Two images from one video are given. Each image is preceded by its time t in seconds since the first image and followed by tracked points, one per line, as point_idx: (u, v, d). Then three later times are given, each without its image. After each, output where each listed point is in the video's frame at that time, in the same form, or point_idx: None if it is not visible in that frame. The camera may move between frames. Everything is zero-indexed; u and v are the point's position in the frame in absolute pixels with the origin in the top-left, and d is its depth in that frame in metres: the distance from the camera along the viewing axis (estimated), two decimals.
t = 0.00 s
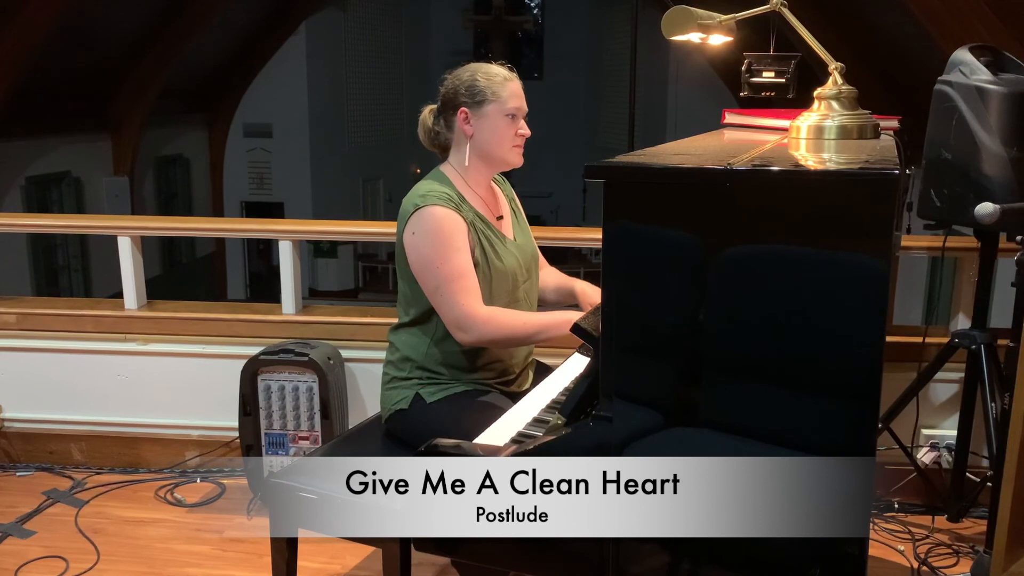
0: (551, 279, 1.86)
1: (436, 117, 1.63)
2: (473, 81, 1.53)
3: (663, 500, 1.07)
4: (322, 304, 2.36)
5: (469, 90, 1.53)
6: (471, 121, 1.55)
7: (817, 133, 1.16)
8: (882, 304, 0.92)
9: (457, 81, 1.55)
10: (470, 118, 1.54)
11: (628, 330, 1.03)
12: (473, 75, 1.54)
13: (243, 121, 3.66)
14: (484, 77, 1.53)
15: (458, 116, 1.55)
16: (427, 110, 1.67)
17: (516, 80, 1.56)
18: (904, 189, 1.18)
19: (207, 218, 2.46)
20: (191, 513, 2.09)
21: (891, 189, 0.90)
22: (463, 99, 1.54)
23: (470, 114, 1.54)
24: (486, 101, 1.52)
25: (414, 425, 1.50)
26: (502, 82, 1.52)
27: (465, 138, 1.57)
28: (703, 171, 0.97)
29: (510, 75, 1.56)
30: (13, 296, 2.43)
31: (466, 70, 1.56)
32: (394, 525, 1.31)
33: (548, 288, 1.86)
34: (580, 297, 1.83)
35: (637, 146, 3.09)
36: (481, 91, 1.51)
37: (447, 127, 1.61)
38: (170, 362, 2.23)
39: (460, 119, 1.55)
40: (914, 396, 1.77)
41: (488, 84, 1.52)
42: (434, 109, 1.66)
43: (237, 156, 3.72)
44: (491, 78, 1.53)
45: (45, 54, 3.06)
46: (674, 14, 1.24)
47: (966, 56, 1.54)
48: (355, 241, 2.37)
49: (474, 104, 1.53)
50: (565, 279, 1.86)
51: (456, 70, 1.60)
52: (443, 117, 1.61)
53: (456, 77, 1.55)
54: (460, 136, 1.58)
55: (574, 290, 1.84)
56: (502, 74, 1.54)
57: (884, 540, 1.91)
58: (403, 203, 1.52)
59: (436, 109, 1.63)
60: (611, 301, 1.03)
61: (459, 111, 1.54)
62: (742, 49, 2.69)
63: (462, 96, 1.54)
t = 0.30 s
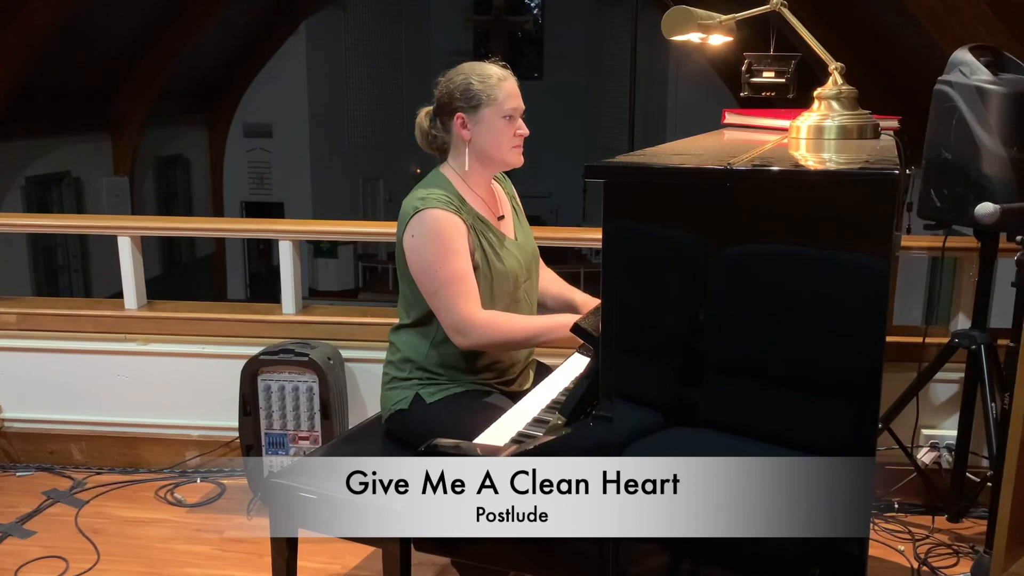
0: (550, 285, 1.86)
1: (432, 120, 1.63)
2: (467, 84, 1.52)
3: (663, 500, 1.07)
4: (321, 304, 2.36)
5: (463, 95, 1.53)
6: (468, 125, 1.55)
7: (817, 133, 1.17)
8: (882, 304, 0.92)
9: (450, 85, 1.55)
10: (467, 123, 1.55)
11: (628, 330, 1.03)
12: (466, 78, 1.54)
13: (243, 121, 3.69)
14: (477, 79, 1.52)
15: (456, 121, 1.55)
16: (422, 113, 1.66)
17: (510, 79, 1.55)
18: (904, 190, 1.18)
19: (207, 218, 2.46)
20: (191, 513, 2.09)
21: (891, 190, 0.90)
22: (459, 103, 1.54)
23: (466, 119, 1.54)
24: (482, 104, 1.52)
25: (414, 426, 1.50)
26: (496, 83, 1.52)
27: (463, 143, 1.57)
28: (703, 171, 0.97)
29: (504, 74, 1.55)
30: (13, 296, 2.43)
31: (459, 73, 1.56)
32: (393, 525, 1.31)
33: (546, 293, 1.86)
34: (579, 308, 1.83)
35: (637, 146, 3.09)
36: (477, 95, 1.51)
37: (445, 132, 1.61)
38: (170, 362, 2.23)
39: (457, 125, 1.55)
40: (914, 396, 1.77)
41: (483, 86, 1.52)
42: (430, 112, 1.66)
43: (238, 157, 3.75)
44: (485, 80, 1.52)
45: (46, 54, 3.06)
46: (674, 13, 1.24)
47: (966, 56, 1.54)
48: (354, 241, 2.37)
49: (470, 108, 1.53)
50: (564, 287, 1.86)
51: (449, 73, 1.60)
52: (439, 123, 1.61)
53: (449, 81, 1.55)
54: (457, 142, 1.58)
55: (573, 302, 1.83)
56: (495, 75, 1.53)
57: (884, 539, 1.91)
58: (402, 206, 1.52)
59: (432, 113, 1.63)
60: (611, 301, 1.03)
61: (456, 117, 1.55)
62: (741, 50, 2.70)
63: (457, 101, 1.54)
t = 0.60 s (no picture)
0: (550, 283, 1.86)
1: (433, 122, 1.63)
2: (469, 87, 1.52)
3: (663, 500, 1.07)
4: (321, 304, 2.36)
5: (465, 98, 1.52)
6: (470, 129, 1.55)
7: (817, 133, 1.17)
8: (882, 304, 0.92)
9: (451, 89, 1.55)
10: (470, 126, 1.55)
11: (628, 330, 1.03)
12: (467, 80, 1.53)
13: (243, 121, 3.71)
14: (478, 81, 1.52)
15: (459, 125, 1.55)
16: (422, 116, 1.66)
17: (511, 79, 1.55)
18: (904, 190, 1.18)
19: (207, 218, 2.46)
20: (191, 513, 2.09)
21: (891, 190, 0.90)
22: (462, 107, 1.54)
23: (469, 123, 1.54)
24: (484, 107, 1.52)
25: (415, 426, 1.50)
26: (497, 85, 1.52)
27: (467, 147, 1.57)
28: (703, 170, 0.97)
29: (505, 74, 1.54)
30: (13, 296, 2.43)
31: (459, 75, 1.55)
32: (394, 524, 1.31)
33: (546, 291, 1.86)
34: (577, 308, 1.83)
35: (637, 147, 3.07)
36: (479, 98, 1.51)
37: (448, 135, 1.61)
38: (170, 362, 2.23)
39: (460, 129, 1.56)
40: (914, 395, 1.76)
41: (485, 89, 1.51)
42: (430, 114, 1.65)
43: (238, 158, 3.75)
44: (486, 82, 1.52)
45: (46, 54, 3.06)
46: (674, 13, 1.24)
47: (966, 56, 1.54)
48: (354, 241, 2.37)
49: (472, 111, 1.53)
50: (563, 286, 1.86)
51: (449, 75, 1.59)
52: (441, 126, 1.61)
53: (450, 84, 1.55)
54: (461, 145, 1.58)
55: (571, 300, 1.84)
56: (496, 76, 1.53)
57: (884, 539, 1.91)
58: (405, 207, 1.52)
59: (433, 115, 1.62)
60: (611, 301, 1.03)
61: (458, 121, 1.55)
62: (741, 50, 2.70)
63: (458, 105, 1.54)
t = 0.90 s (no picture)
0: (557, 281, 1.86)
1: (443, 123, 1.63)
2: (481, 90, 1.52)
3: (663, 500, 1.07)
4: (321, 304, 2.36)
5: (476, 102, 1.53)
6: (482, 132, 1.55)
7: (817, 133, 1.17)
8: (882, 304, 0.92)
9: (462, 91, 1.54)
10: (481, 129, 1.55)
11: (628, 330, 1.03)
12: (479, 83, 1.53)
13: (243, 122, 3.58)
14: (489, 84, 1.52)
15: (470, 127, 1.55)
16: (432, 116, 1.66)
17: (522, 82, 1.55)
18: (904, 189, 1.18)
19: (206, 218, 2.45)
20: (191, 513, 2.09)
21: (891, 189, 0.90)
22: (473, 110, 1.54)
23: (480, 126, 1.55)
24: (495, 110, 1.52)
25: (415, 425, 1.51)
26: (509, 88, 1.52)
27: (477, 150, 1.58)
28: (703, 170, 0.97)
29: (516, 77, 1.54)
30: (13, 296, 2.43)
31: (470, 77, 1.55)
32: (394, 524, 1.31)
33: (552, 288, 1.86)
34: (582, 305, 1.83)
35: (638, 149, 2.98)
36: (491, 101, 1.51)
37: (459, 137, 1.61)
38: (170, 362, 2.23)
39: (470, 132, 1.56)
40: (914, 395, 1.76)
41: (496, 92, 1.51)
42: (440, 115, 1.65)
43: (237, 158, 3.63)
44: (498, 85, 1.52)
45: (46, 53, 3.06)
46: (674, 13, 1.24)
47: (966, 56, 1.54)
48: (354, 241, 2.37)
49: (483, 115, 1.53)
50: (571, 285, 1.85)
51: (460, 77, 1.59)
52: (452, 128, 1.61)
53: (462, 86, 1.55)
54: (471, 148, 1.58)
55: (576, 296, 1.84)
56: (508, 79, 1.53)
57: (884, 539, 1.91)
58: (411, 208, 1.52)
59: (444, 117, 1.62)
60: (610, 301, 1.03)
61: (470, 124, 1.55)
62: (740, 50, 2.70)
63: (470, 108, 1.54)
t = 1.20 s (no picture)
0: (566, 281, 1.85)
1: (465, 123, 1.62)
2: (505, 93, 1.51)
3: (663, 500, 1.07)
4: (321, 304, 2.36)
5: (500, 104, 1.51)
6: (503, 135, 1.54)
7: (817, 133, 1.17)
8: (882, 304, 0.92)
9: (487, 92, 1.53)
10: (503, 132, 1.54)
11: (628, 330, 1.03)
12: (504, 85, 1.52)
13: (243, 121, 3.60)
14: (514, 88, 1.51)
15: (491, 129, 1.54)
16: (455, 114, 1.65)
17: (547, 88, 1.54)
18: (904, 189, 1.18)
19: (206, 218, 2.45)
20: (190, 513, 2.09)
21: (890, 189, 0.90)
22: (496, 112, 1.53)
23: (502, 128, 1.54)
24: (518, 114, 1.51)
25: (417, 425, 1.51)
26: (533, 93, 1.51)
27: (497, 152, 1.57)
28: (703, 170, 0.97)
29: (541, 82, 1.53)
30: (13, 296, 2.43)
31: (497, 79, 1.54)
32: (394, 525, 1.31)
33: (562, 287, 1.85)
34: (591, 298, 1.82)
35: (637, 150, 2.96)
36: (515, 105, 1.50)
37: (479, 139, 1.60)
38: (169, 362, 2.23)
39: (492, 133, 1.55)
40: (914, 396, 1.76)
41: (521, 96, 1.50)
42: (463, 116, 1.66)
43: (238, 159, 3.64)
44: (523, 89, 1.51)
45: (46, 53, 3.06)
46: (674, 14, 1.24)
47: (966, 56, 1.54)
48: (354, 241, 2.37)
49: (506, 118, 1.52)
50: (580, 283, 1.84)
51: (485, 79, 1.58)
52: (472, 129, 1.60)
53: (487, 87, 1.53)
54: (491, 150, 1.57)
55: (585, 289, 1.83)
56: (533, 84, 1.52)
57: (884, 539, 1.91)
58: (425, 206, 1.51)
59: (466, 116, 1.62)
60: (610, 301, 1.03)
61: (491, 126, 1.54)
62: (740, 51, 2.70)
63: (492, 110, 1.53)
